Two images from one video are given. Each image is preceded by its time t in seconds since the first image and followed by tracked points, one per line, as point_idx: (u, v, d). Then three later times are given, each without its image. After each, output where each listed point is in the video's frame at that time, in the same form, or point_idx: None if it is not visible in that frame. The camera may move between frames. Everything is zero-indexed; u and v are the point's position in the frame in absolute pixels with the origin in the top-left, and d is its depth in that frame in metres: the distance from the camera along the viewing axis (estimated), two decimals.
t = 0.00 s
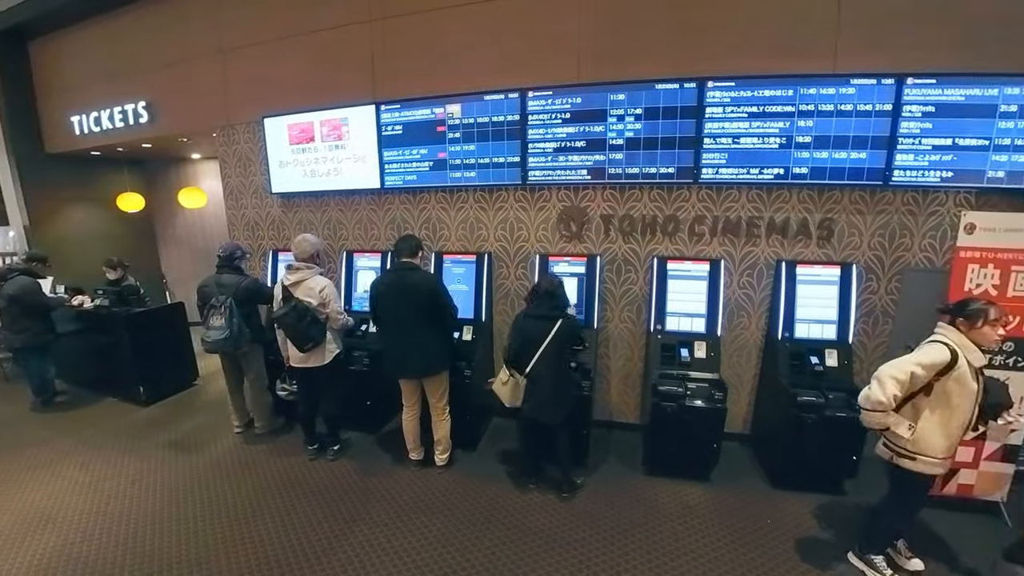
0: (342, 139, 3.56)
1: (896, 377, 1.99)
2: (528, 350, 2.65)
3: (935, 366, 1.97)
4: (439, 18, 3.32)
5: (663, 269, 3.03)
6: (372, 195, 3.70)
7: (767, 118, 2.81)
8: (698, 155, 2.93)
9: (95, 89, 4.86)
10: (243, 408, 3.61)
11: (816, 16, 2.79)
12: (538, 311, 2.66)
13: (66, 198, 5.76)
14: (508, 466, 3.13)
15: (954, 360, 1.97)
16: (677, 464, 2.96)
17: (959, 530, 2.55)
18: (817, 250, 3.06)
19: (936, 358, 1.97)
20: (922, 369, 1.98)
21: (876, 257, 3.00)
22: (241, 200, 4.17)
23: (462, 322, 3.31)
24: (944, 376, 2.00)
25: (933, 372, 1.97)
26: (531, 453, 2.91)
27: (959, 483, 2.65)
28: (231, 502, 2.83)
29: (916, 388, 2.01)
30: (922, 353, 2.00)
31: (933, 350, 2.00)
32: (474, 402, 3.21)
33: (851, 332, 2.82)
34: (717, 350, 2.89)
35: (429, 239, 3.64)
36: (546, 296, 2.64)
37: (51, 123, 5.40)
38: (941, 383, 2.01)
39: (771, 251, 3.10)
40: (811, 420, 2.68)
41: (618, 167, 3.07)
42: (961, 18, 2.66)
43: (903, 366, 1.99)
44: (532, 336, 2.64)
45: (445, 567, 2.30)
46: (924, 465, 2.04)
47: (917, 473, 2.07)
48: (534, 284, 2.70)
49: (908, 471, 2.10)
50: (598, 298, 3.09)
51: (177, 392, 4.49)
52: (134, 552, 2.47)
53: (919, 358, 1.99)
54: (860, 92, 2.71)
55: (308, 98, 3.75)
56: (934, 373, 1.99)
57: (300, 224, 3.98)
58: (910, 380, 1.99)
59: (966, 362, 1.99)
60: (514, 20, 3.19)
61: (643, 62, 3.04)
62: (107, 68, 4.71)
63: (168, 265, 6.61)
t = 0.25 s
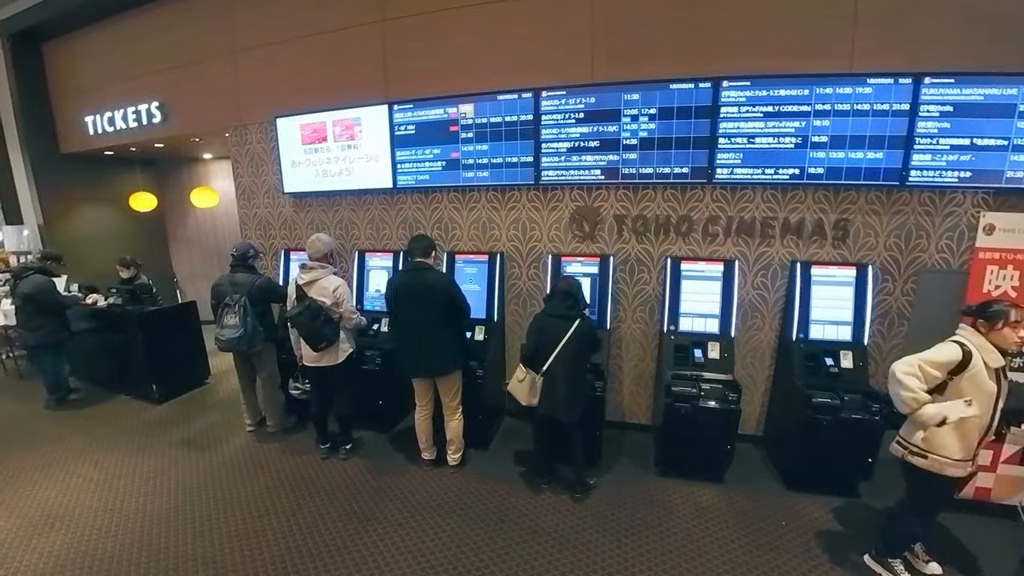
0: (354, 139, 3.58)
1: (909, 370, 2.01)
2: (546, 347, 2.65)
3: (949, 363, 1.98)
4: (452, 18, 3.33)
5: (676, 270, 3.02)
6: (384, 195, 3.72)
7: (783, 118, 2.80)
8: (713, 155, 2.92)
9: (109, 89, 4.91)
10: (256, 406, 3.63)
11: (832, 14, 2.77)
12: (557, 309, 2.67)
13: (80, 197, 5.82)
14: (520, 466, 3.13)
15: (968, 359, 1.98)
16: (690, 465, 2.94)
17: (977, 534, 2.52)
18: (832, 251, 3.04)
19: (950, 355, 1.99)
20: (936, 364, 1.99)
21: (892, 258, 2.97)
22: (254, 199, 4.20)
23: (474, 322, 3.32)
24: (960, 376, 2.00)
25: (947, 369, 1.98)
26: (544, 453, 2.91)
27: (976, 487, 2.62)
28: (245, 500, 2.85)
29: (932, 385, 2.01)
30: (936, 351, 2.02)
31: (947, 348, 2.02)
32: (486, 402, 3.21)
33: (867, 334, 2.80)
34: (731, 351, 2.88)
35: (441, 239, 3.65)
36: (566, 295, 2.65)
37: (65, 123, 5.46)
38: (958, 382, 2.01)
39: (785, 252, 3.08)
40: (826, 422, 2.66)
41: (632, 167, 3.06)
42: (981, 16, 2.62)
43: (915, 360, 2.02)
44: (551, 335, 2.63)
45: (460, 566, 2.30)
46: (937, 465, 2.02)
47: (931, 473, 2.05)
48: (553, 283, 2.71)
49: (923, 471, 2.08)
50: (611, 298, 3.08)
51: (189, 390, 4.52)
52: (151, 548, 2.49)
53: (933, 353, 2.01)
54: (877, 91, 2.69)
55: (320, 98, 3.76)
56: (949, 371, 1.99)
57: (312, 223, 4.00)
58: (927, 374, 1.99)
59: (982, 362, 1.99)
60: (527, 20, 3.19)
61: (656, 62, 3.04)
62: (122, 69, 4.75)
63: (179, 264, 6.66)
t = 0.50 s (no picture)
0: (361, 140, 3.58)
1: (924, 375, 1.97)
2: (556, 346, 2.64)
3: (958, 369, 1.96)
4: (458, 19, 3.33)
5: (683, 271, 3.00)
6: (390, 196, 3.72)
7: (792, 119, 2.78)
8: (721, 156, 2.91)
9: (118, 90, 4.94)
10: (262, 406, 3.64)
11: (842, 14, 2.75)
12: (567, 309, 2.66)
13: (88, 198, 5.86)
14: (526, 467, 3.13)
15: (977, 365, 1.96)
16: (697, 467, 2.93)
17: (988, 539, 2.49)
18: (841, 253, 3.02)
19: (961, 360, 1.97)
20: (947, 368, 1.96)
21: (901, 259, 2.95)
22: (261, 200, 4.21)
23: (480, 323, 3.32)
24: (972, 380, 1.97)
25: (959, 374, 1.96)
26: (551, 454, 2.91)
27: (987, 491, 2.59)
28: (253, 500, 2.86)
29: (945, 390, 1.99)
30: (946, 357, 1.99)
31: (957, 352, 2.01)
32: (492, 403, 3.21)
33: (876, 336, 2.78)
34: (738, 354, 2.87)
35: (447, 240, 3.65)
36: (575, 296, 2.65)
37: (74, 124, 5.50)
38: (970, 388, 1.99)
39: (793, 253, 3.07)
40: (835, 425, 2.64)
41: (639, 168, 3.05)
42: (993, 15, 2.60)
43: (926, 363, 1.99)
44: (561, 335, 2.63)
45: (467, 568, 2.30)
46: (950, 470, 2.01)
47: (943, 478, 2.04)
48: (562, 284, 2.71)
49: (933, 475, 2.07)
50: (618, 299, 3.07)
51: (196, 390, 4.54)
52: (160, 547, 2.50)
53: (943, 359, 1.98)
54: (886, 92, 2.67)
55: (327, 99, 3.77)
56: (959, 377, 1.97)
57: (318, 224, 4.01)
58: (944, 378, 1.95)
59: (994, 366, 1.96)
60: (534, 21, 3.18)
61: (664, 62, 3.02)
62: (130, 70, 4.78)
63: (186, 264, 6.70)
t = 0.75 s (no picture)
0: (366, 140, 3.58)
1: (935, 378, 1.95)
2: (563, 347, 2.63)
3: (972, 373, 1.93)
4: (464, 18, 3.31)
5: (691, 272, 2.98)
6: (395, 196, 3.71)
7: (801, 118, 2.75)
8: (729, 156, 2.88)
9: (124, 90, 4.95)
10: (267, 406, 3.64)
11: (852, 13, 2.72)
12: (574, 311, 2.65)
13: (95, 197, 5.89)
14: (531, 469, 3.11)
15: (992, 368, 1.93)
16: (704, 470, 2.91)
17: (1000, 545, 2.46)
18: (850, 254, 2.99)
19: (974, 363, 1.94)
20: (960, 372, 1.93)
21: (912, 261, 2.91)
22: (266, 200, 4.21)
23: (485, 324, 3.31)
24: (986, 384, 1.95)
25: (973, 377, 1.93)
26: (557, 457, 2.89)
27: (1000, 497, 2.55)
28: (258, 500, 2.86)
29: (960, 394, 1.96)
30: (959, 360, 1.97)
31: (970, 356, 1.98)
32: (497, 405, 3.19)
33: (886, 338, 2.75)
34: (746, 356, 2.84)
35: (453, 240, 3.64)
36: (582, 297, 2.63)
37: (81, 124, 5.52)
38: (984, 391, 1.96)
39: (802, 255, 3.04)
40: (844, 428, 2.60)
41: (646, 168, 3.03)
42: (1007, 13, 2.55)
43: (938, 366, 1.96)
44: (568, 336, 2.61)
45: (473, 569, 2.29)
46: (965, 475, 1.97)
47: (956, 484, 2.01)
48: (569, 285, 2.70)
49: (946, 481, 2.04)
50: (624, 301, 3.05)
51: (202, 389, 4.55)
52: (165, 547, 2.50)
53: (956, 362, 1.96)
54: (897, 92, 2.64)
55: (333, 99, 3.77)
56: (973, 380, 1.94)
57: (324, 224, 4.01)
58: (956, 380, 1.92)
59: (1008, 370, 1.93)
60: (541, 20, 3.16)
61: (672, 62, 3.00)
62: (136, 70, 4.80)
63: (191, 263, 6.72)
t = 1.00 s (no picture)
0: (371, 140, 3.57)
1: (943, 386, 1.92)
2: (569, 348, 2.61)
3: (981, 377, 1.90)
4: (470, 18, 3.31)
5: (697, 272, 2.96)
6: (400, 196, 3.71)
7: (809, 118, 2.73)
8: (736, 156, 2.87)
9: (130, 90, 4.96)
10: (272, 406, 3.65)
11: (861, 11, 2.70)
12: (580, 311, 2.63)
13: (100, 197, 5.91)
14: (537, 469, 3.10)
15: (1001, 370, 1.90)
16: (710, 471, 2.89)
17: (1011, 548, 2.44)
18: (858, 254, 2.97)
19: (982, 367, 1.91)
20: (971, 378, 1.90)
21: (920, 261, 2.89)
22: (271, 200, 4.22)
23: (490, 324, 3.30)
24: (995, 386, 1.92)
25: (983, 382, 1.90)
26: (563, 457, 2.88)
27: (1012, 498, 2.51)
28: (263, 499, 2.86)
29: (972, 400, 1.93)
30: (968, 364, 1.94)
31: (978, 359, 1.95)
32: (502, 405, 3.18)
33: (894, 339, 2.73)
34: (753, 356, 2.83)
35: (458, 240, 3.64)
36: (588, 297, 2.62)
37: (86, 124, 5.53)
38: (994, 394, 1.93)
39: (810, 255, 3.02)
40: (852, 430, 2.58)
41: (652, 168, 3.02)
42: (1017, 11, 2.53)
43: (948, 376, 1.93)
44: (574, 337, 2.60)
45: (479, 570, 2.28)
46: (978, 480, 1.95)
47: (968, 488, 1.99)
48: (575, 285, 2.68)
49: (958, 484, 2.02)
50: (630, 301, 3.04)
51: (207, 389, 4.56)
52: (171, 547, 2.50)
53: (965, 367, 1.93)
54: (906, 91, 2.62)
55: (338, 99, 3.76)
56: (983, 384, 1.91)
57: (329, 223, 4.00)
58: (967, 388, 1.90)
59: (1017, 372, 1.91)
60: (547, 19, 3.15)
61: (678, 61, 2.99)
62: (142, 70, 4.81)
63: (196, 263, 6.73)
